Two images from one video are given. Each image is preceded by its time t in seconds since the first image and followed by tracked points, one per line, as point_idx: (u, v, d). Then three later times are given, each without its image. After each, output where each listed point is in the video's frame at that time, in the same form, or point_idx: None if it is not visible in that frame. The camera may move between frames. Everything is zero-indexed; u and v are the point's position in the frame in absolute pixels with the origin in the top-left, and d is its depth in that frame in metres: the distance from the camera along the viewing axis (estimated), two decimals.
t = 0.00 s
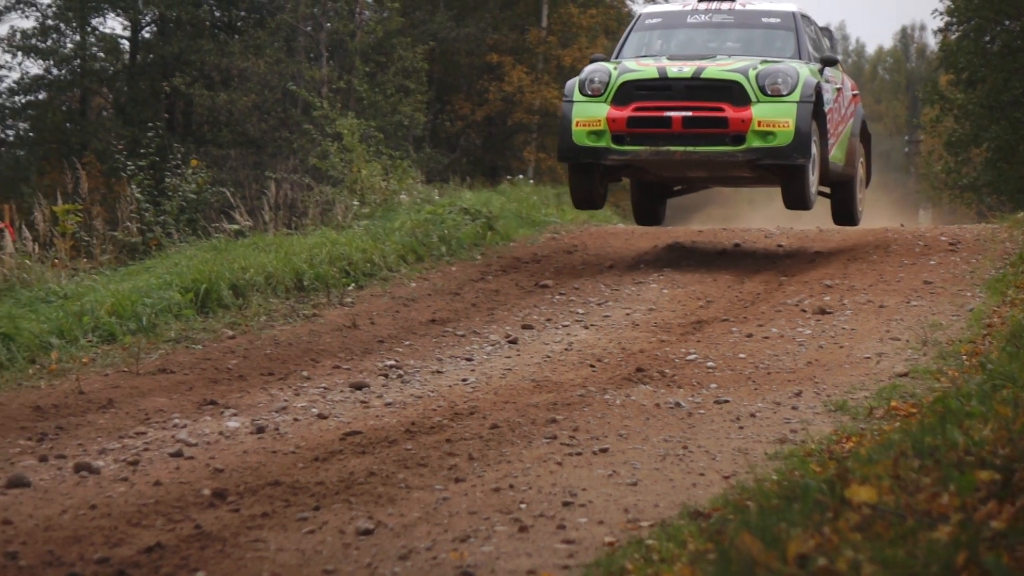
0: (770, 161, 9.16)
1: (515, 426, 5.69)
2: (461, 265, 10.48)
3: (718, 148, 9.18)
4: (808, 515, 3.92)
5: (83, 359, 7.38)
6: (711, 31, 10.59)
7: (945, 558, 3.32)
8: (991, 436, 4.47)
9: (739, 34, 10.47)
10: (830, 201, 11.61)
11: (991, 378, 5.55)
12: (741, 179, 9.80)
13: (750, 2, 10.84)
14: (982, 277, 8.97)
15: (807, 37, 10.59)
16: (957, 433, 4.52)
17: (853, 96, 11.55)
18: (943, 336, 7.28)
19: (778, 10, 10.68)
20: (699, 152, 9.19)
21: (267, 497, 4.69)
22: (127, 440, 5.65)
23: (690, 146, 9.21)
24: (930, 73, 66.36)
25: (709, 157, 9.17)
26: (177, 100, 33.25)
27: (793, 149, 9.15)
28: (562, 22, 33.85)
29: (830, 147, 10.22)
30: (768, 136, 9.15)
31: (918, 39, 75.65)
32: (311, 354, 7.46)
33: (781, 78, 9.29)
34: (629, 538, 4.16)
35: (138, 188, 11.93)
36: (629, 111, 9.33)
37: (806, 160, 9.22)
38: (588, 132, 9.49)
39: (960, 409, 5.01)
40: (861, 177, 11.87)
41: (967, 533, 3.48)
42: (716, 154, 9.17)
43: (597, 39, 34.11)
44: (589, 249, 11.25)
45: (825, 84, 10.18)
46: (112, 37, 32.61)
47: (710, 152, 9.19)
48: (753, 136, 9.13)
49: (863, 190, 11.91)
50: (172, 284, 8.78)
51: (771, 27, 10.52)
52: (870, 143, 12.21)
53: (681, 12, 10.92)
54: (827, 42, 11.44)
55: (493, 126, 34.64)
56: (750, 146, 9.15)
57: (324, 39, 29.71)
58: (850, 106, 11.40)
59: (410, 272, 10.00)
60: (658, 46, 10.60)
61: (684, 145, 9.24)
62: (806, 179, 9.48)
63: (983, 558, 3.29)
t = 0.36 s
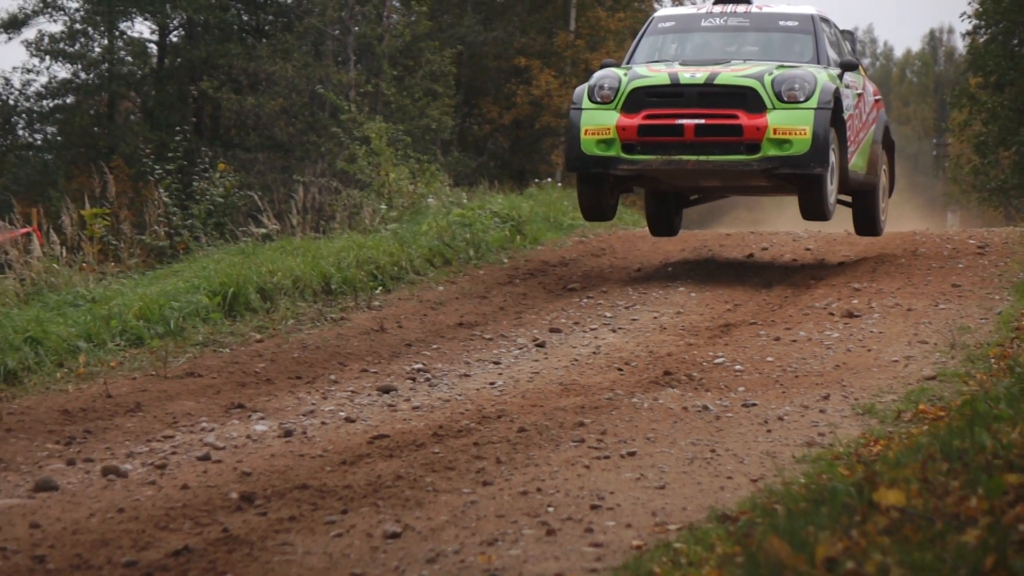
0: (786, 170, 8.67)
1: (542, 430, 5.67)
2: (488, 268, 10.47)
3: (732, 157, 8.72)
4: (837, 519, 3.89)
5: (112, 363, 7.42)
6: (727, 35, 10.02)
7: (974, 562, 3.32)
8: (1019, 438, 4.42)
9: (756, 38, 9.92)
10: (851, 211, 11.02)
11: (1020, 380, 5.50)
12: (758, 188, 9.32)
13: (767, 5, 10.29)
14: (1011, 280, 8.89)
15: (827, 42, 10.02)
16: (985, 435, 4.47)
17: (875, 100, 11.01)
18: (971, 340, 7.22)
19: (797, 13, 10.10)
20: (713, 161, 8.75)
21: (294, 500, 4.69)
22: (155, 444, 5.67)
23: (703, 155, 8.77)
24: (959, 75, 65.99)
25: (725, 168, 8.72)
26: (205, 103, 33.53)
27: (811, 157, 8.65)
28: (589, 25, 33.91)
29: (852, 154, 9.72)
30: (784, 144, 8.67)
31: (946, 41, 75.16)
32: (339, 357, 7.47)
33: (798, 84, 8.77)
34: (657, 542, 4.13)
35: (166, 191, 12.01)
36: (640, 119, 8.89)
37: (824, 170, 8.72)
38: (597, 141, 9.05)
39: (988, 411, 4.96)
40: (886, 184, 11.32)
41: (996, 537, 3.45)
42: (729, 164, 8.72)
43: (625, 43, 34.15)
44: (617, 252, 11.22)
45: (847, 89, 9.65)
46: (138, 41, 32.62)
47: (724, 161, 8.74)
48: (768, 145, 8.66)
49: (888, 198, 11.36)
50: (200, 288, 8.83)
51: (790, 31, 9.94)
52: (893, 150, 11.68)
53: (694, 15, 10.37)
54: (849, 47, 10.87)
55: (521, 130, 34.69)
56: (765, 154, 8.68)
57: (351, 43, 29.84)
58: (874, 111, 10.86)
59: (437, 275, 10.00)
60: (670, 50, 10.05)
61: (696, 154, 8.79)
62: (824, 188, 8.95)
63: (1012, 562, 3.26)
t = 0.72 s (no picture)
0: (788, 178, 8.37)
1: (557, 430, 5.67)
2: (503, 269, 10.47)
3: (731, 164, 8.41)
4: (851, 519, 3.87)
5: (127, 363, 7.44)
6: (729, 37, 9.73)
7: (989, 562, 3.31)
8: None
9: (760, 41, 9.63)
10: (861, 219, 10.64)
11: None
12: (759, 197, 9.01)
13: (770, 6, 9.99)
14: None
15: (833, 44, 9.74)
16: (1001, 436, 4.44)
17: (884, 104, 10.55)
18: (987, 340, 7.18)
19: (801, 15, 9.82)
20: (712, 169, 8.44)
21: (309, 500, 4.70)
22: (170, 444, 5.69)
23: (702, 163, 8.46)
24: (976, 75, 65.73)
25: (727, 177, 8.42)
26: (221, 103, 33.66)
27: (814, 165, 8.36)
28: (605, 25, 33.92)
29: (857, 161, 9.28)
30: (786, 151, 8.37)
31: (963, 39, 74.82)
32: (354, 358, 7.47)
33: (801, 89, 8.48)
34: (672, 542, 4.12)
35: (181, 192, 12.05)
36: (636, 126, 8.58)
37: (827, 177, 8.42)
38: (592, 148, 8.75)
39: (1004, 411, 4.92)
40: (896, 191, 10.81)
41: (1011, 537, 3.44)
42: (729, 172, 8.41)
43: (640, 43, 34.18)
44: (632, 252, 11.21)
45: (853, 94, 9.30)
46: (153, 40, 32.67)
47: (724, 169, 8.42)
48: (770, 152, 8.36)
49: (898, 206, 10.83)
50: (214, 288, 8.85)
51: (794, 33, 9.67)
52: (904, 156, 11.19)
53: (695, 17, 10.07)
54: (855, 49, 10.58)
55: (536, 130, 34.72)
56: (766, 162, 8.38)
57: (367, 43, 29.87)
58: (884, 115, 10.47)
59: (452, 276, 10.00)
60: (671, 54, 9.75)
61: (695, 161, 8.49)
62: (829, 196, 8.64)
63: None
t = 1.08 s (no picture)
0: (781, 188, 8.04)
1: (565, 429, 5.66)
2: (510, 268, 10.47)
3: (722, 175, 8.08)
4: (859, 518, 3.86)
5: (134, 362, 7.46)
6: (722, 42, 9.38)
7: (997, 561, 3.31)
8: None
9: (754, 46, 9.27)
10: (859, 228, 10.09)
11: None
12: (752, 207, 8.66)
13: (765, 9, 9.63)
14: None
15: (830, 47, 9.39)
16: (1009, 436, 4.43)
17: (885, 111, 10.16)
18: (995, 339, 7.16)
19: (796, 18, 9.47)
20: (702, 180, 8.11)
21: (317, 499, 4.70)
22: (177, 443, 5.70)
23: (692, 173, 8.13)
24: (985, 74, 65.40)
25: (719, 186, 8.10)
26: (228, 103, 33.74)
27: (808, 175, 8.02)
28: (612, 25, 33.98)
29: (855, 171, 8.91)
30: (779, 161, 8.04)
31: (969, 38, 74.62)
32: (361, 357, 7.47)
33: (795, 95, 8.14)
34: (680, 542, 4.11)
35: (188, 191, 12.06)
36: (623, 134, 8.23)
37: (822, 188, 8.08)
38: (578, 158, 8.40)
39: (1011, 411, 4.91)
40: (900, 200, 10.42)
41: (1020, 536, 3.43)
42: (720, 182, 8.08)
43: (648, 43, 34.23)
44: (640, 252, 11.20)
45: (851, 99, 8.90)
46: (161, 39, 32.97)
47: (714, 180, 8.10)
48: (763, 162, 8.02)
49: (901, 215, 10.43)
50: (222, 287, 8.86)
51: (790, 36, 9.31)
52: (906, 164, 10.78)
53: (686, 19, 9.71)
54: (853, 50, 10.23)
55: (544, 130, 34.77)
56: (758, 172, 8.05)
57: (374, 43, 29.93)
58: (885, 122, 10.08)
59: (460, 275, 10.00)
60: (663, 58, 9.40)
61: (685, 172, 8.16)
62: (824, 207, 8.31)
63: None
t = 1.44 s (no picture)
0: (781, 200, 7.67)
1: (581, 427, 5.65)
2: (526, 266, 10.47)
3: (719, 185, 7.72)
4: (876, 515, 3.84)
5: (150, 360, 7.48)
6: (723, 46, 8.98)
7: (1014, 558, 3.29)
8: None
9: (754, 51, 8.88)
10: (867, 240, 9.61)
11: None
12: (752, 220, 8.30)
13: (765, 12, 9.23)
14: None
15: (834, 52, 9.01)
16: None
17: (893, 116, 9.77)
18: (1013, 337, 7.12)
19: (799, 20, 9.09)
20: (698, 191, 7.75)
21: (333, 497, 4.70)
22: (194, 440, 5.71)
23: (687, 184, 7.77)
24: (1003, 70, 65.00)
25: (716, 198, 7.74)
26: (243, 101, 33.84)
27: (809, 186, 7.65)
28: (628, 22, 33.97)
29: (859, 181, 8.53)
30: (779, 171, 7.67)
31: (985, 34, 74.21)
32: (377, 355, 7.48)
33: (796, 102, 7.76)
34: (696, 539, 4.10)
35: (204, 189, 12.10)
36: (616, 144, 7.85)
37: (824, 200, 7.70)
38: (569, 169, 8.02)
39: None
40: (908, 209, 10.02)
41: None
42: (717, 194, 7.72)
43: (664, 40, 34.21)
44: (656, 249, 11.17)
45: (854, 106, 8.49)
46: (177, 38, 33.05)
47: (711, 191, 7.74)
48: (761, 172, 7.66)
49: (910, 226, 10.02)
50: (237, 285, 8.89)
51: (793, 40, 8.93)
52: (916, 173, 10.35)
53: (684, 23, 9.30)
54: (859, 56, 9.86)
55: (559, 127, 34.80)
56: (757, 183, 7.68)
57: (389, 41, 29.98)
58: (891, 128, 9.66)
59: (476, 274, 10.01)
60: (660, 64, 9.00)
61: (680, 183, 7.79)
62: (826, 219, 7.93)
63: None
